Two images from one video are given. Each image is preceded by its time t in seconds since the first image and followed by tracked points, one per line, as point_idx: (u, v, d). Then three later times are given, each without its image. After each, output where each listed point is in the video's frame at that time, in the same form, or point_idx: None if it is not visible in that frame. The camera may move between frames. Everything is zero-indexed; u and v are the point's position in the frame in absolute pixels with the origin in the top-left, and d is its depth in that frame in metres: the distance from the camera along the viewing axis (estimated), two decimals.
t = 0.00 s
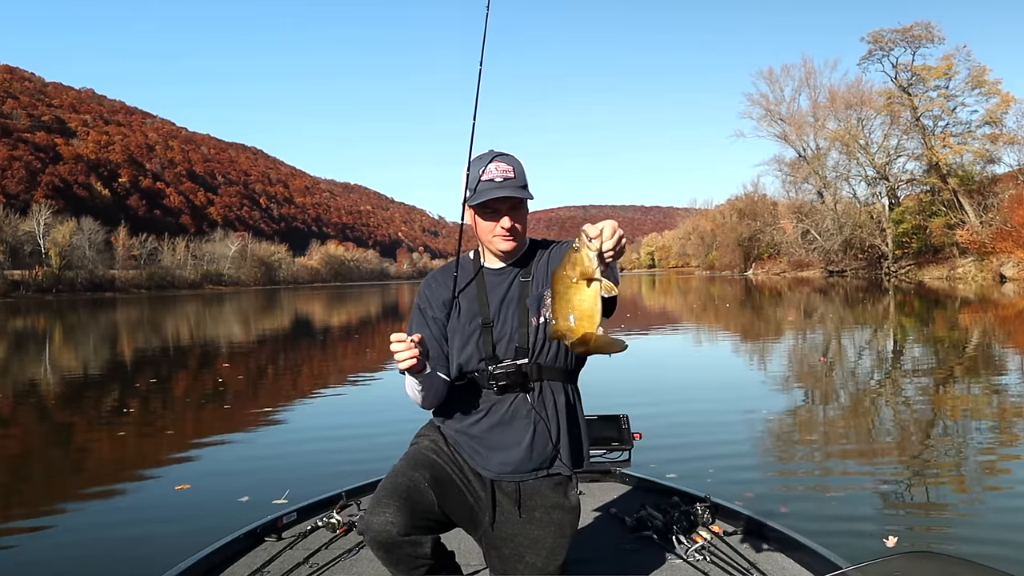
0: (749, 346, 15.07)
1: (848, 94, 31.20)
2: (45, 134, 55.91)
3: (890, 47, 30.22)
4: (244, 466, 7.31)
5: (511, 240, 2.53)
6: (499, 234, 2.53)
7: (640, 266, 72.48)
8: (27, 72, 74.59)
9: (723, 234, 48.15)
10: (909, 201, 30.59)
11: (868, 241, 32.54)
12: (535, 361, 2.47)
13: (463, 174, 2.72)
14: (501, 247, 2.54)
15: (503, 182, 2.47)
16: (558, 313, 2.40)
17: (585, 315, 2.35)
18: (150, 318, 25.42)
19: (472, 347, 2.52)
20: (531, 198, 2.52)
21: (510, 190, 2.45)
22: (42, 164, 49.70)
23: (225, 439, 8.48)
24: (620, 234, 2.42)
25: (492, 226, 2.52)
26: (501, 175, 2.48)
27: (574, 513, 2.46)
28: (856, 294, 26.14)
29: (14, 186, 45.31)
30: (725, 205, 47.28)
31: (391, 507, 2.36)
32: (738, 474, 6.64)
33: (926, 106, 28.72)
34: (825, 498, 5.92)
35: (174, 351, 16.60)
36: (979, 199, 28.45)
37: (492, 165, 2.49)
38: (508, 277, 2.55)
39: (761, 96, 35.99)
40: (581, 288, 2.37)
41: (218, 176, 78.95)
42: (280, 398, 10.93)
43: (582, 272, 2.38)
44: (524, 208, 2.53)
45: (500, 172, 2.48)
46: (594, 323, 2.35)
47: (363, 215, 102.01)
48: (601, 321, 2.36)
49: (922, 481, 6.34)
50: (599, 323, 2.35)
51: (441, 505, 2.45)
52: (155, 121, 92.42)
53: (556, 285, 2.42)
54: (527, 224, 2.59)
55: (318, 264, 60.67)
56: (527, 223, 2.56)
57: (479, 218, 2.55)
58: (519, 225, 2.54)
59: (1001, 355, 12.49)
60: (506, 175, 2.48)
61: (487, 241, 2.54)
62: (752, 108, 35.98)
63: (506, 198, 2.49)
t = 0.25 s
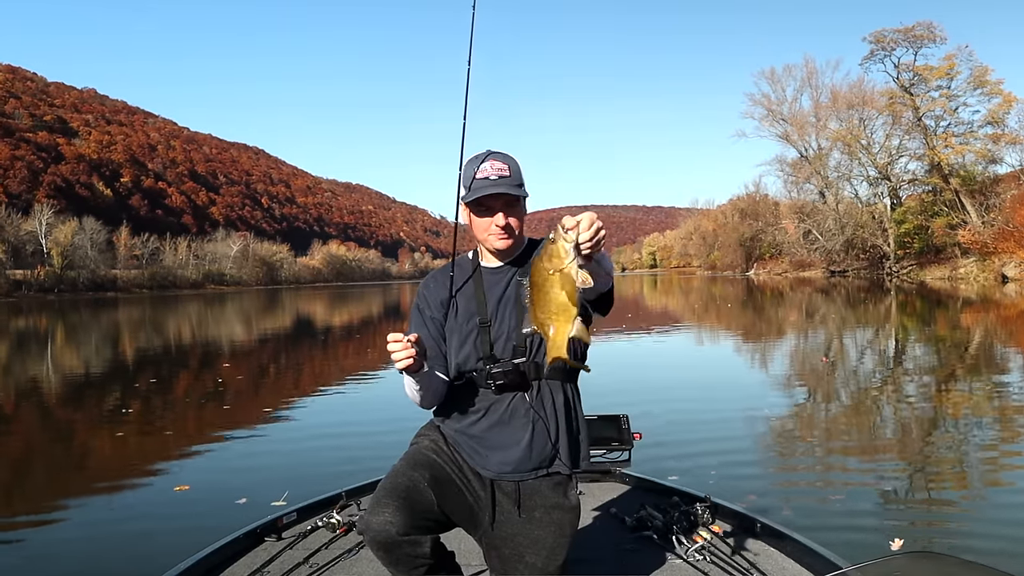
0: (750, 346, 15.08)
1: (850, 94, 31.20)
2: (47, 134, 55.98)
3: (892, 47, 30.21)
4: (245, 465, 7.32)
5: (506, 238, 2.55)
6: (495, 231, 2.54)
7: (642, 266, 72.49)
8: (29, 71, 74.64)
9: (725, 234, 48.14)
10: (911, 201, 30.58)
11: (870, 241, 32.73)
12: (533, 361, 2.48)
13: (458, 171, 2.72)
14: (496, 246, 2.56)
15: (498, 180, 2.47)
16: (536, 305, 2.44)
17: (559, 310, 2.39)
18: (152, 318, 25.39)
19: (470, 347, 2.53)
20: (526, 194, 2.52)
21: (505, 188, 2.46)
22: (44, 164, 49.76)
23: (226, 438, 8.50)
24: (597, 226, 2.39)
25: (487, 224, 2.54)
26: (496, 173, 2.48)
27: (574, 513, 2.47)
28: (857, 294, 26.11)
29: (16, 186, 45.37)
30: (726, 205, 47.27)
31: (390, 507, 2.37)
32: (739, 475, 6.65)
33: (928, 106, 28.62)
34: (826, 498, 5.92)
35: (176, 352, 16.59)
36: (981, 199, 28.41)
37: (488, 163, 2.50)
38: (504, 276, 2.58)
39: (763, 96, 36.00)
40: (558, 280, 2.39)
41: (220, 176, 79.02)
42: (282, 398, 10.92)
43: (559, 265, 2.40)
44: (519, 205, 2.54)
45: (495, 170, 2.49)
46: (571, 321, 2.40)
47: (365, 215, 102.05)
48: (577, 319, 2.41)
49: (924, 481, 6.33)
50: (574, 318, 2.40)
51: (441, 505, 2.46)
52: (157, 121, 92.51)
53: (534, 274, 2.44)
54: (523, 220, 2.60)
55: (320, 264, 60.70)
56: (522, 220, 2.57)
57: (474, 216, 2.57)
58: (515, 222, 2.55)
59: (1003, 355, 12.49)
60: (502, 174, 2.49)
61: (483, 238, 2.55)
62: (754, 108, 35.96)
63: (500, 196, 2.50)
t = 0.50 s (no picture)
0: (752, 346, 15.08)
1: (852, 94, 31.18)
2: (50, 133, 56.03)
3: (895, 47, 30.17)
4: (246, 465, 7.32)
5: (501, 240, 2.56)
6: (490, 232, 2.55)
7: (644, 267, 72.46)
8: (31, 71, 74.69)
9: (727, 234, 48.12)
10: (913, 201, 30.56)
11: (872, 241, 32.57)
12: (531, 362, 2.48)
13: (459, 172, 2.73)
14: (492, 247, 2.57)
15: (495, 180, 2.47)
16: (522, 309, 2.46)
17: (544, 314, 2.43)
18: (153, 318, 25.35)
19: (468, 346, 2.53)
20: (523, 194, 2.52)
21: (502, 189, 2.46)
22: (46, 164, 49.80)
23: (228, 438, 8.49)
24: (582, 233, 2.41)
25: (483, 223, 2.54)
26: (493, 173, 2.48)
27: (573, 513, 2.46)
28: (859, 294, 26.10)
29: (18, 185, 45.42)
30: (728, 205, 47.24)
31: (389, 507, 2.36)
32: (741, 475, 6.64)
33: (930, 106, 28.64)
34: (829, 499, 5.92)
35: (178, 351, 16.57)
36: (983, 199, 28.37)
37: (486, 163, 2.50)
38: (501, 277, 2.59)
39: (765, 96, 35.97)
40: (542, 284, 2.42)
41: (222, 176, 79.06)
42: (284, 398, 10.91)
43: (543, 269, 2.41)
44: (516, 207, 2.54)
45: (493, 171, 2.48)
46: (556, 325, 2.45)
47: (367, 215, 102.08)
48: (563, 324, 2.45)
49: (927, 481, 6.33)
50: (558, 323, 2.44)
51: (439, 504, 2.45)
52: (159, 121, 92.58)
53: (520, 276, 2.47)
54: (521, 221, 2.60)
55: (322, 264, 60.73)
56: (519, 221, 2.57)
57: (472, 215, 2.57)
58: (511, 223, 2.55)
59: (1004, 355, 12.48)
60: (499, 174, 2.49)
61: (478, 239, 2.56)
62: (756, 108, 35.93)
63: (496, 197, 2.50)
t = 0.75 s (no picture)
0: (754, 347, 15.08)
1: (854, 94, 31.15)
2: (52, 133, 56.07)
3: (897, 47, 30.13)
4: (247, 465, 7.32)
5: (501, 244, 2.57)
6: (489, 236, 2.56)
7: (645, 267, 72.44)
8: (34, 71, 74.81)
9: (728, 234, 48.08)
10: (915, 201, 30.54)
11: (873, 241, 32.47)
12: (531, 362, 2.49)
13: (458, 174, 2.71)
14: (491, 251, 2.58)
15: (497, 184, 2.46)
16: (520, 317, 2.48)
17: (543, 322, 2.43)
18: (155, 318, 25.36)
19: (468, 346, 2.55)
20: (524, 199, 2.51)
21: (503, 194, 2.45)
22: (48, 164, 49.82)
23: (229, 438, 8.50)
24: (580, 238, 2.48)
25: (483, 227, 2.55)
26: (495, 176, 2.47)
27: (573, 513, 2.46)
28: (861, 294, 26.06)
29: (20, 185, 45.45)
30: (730, 204, 47.21)
31: (388, 506, 2.36)
32: (742, 474, 6.65)
33: (932, 106, 28.62)
34: (831, 498, 5.92)
35: (179, 351, 16.56)
36: (985, 199, 28.32)
37: (487, 167, 2.49)
38: (501, 277, 2.61)
39: (767, 96, 35.95)
40: (540, 292, 2.42)
41: (224, 176, 79.10)
42: (286, 397, 10.90)
43: (540, 276, 2.42)
44: (516, 212, 2.54)
45: (494, 174, 2.48)
46: (556, 332, 2.43)
47: (369, 215, 102.11)
48: (563, 332, 2.44)
49: (929, 481, 6.32)
50: (558, 329, 2.43)
51: (438, 504, 2.45)
52: (161, 121, 92.64)
53: (517, 285, 2.48)
54: (520, 226, 2.61)
55: (323, 263, 60.75)
56: (518, 225, 2.58)
57: (472, 218, 2.57)
58: (510, 228, 2.56)
59: (1006, 355, 12.47)
60: (501, 178, 2.48)
61: (478, 242, 2.57)
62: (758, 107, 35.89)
63: (496, 201, 2.50)
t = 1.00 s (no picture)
0: (756, 346, 15.09)
1: (857, 94, 31.15)
2: (54, 133, 56.16)
3: (899, 47, 30.12)
4: (249, 464, 7.34)
5: (505, 241, 2.58)
6: (494, 232, 2.57)
7: (647, 267, 72.43)
8: (37, 71, 74.97)
9: (730, 234, 48.07)
10: (918, 201, 30.54)
11: (875, 241, 32.43)
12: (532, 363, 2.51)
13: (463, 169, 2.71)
14: (495, 248, 2.59)
15: (501, 182, 2.48)
16: (523, 320, 2.48)
17: (545, 326, 2.45)
18: (158, 318, 25.37)
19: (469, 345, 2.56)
20: (528, 197, 2.53)
21: (508, 191, 2.47)
22: (51, 164, 49.93)
23: (231, 437, 8.52)
24: (583, 244, 2.48)
25: (488, 223, 2.55)
26: (500, 174, 2.49)
27: (573, 513, 2.48)
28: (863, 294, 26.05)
29: (23, 185, 45.54)
30: (732, 205, 47.20)
31: (389, 506, 2.37)
32: (745, 474, 6.66)
33: (935, 106, 28.61)
34: (832, 498, 5.93)
35: (182, 351, 16.56)
36: (988, 199, 28.28)
37: (492, 164, 2.50)
38: (504, 276, 2.62)
39: (769, 95, 35.95)
40: (542, 296, 2.44)
41: (226, 176, 79.22)
42: (288, 398, 10.90)
43: (543, 281, 2.43)
44: (520, 208, 2.54)
45: (499, 172, 2.49)
46: (557, 337, 2.45)
47: (371, 215, 102.18)
48: (563, 336, 2.46)
49: (930, 481, 6.34)
50: (560, 334, 2.45)
51: (438, 504, 2.46)
52: (163, 121, 92.77)
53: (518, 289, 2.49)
54: (524, 223, 2.62)
55: (326, 263, 60.82)
56: (522, 223, 2.58)
57: (476, 215, 2.58)
58: (515, 224, 2.57)
59: (1009, 355, 12.47)
60: (505, 176, 2.49)
61: (482, 239, 2.58)
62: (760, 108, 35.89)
63: (501, 198, 2.51)
